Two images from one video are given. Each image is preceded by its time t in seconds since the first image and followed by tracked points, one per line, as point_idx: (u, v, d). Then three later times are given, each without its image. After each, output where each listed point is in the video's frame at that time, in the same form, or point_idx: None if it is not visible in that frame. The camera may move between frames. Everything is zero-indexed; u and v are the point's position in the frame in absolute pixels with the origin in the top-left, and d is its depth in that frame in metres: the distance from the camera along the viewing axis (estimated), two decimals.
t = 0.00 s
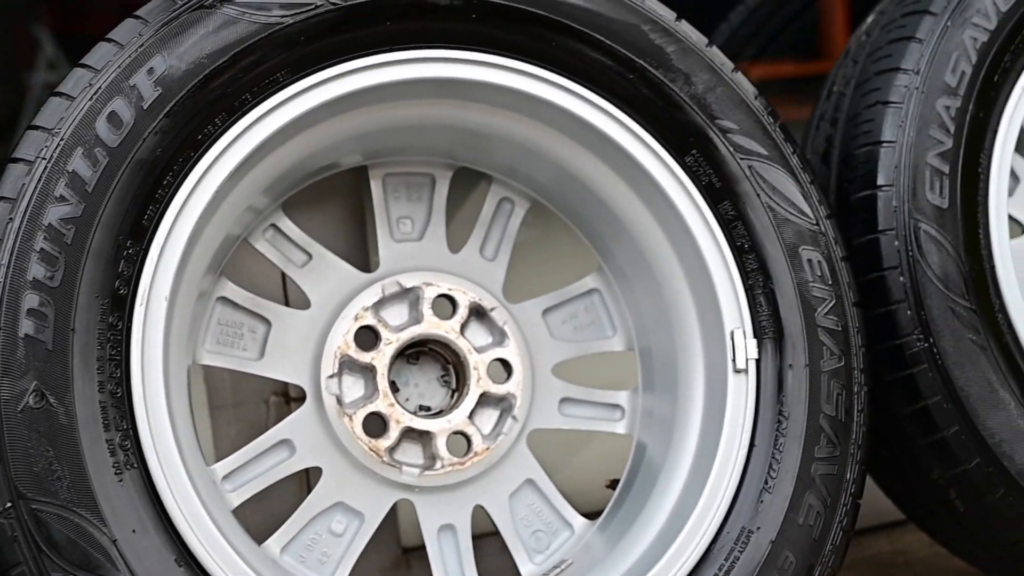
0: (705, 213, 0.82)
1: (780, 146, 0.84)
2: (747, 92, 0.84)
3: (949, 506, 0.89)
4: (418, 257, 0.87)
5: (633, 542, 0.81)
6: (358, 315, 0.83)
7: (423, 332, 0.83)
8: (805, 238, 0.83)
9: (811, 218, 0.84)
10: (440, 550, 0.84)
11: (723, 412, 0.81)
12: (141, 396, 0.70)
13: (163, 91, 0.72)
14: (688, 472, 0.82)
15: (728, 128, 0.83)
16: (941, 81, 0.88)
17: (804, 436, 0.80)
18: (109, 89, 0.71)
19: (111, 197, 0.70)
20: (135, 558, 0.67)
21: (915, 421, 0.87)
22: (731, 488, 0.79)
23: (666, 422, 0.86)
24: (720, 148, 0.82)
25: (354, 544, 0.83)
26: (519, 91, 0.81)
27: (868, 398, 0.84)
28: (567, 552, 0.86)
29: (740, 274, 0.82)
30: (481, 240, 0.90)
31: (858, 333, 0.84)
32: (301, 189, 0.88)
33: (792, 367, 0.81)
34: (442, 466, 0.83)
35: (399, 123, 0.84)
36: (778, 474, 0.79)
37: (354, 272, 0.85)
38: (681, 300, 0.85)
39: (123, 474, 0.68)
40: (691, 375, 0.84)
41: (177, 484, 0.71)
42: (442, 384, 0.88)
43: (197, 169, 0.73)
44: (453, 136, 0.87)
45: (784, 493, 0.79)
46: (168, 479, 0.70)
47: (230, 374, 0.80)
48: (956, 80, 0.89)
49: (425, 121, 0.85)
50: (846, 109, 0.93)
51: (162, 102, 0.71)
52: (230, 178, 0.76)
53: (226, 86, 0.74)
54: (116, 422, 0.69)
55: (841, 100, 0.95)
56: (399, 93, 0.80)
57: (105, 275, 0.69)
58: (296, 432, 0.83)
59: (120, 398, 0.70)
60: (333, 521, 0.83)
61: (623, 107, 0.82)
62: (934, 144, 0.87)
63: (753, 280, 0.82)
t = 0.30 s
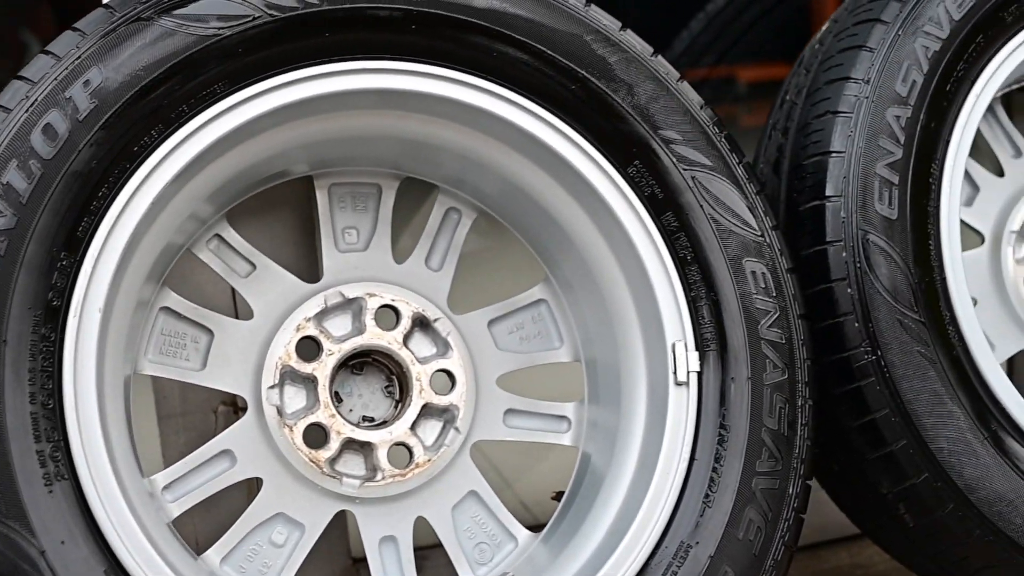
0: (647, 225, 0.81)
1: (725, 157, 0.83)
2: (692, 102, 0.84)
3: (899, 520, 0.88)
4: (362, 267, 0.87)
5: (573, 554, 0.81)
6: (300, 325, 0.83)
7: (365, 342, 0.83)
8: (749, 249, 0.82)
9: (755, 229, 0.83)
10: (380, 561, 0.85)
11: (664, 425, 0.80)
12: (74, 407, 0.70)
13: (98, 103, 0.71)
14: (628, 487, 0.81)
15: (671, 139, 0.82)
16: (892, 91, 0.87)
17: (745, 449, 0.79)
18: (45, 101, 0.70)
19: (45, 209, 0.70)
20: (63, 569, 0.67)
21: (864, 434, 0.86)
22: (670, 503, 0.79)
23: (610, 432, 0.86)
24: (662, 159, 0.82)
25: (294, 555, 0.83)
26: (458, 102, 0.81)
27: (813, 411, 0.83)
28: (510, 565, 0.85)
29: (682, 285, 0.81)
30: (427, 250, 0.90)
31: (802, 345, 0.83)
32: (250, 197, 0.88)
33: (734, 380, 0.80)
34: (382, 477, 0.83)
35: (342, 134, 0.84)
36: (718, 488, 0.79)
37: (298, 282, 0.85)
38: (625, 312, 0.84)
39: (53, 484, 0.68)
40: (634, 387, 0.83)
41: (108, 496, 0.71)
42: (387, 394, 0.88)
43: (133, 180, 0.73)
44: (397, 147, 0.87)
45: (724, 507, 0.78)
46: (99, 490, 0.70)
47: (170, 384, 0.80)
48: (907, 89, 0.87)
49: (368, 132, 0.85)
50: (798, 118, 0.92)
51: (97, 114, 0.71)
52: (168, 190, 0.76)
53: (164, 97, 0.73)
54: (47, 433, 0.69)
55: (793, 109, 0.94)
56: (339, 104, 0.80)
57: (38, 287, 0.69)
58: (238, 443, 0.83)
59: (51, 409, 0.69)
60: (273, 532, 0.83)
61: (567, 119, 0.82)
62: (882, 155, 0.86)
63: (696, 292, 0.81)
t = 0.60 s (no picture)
0: (585, 232, 0.80)
1: (665, 164, 0.82)
2: (632, 108, 0.82)
3: (844, 530, 0.87)
4: (300, 274, 0.87)
5: (507, 563, 0.80)
6: (235, 333, 0.83)
7: (301, 350, 0.82)
8: (688, 256, 0.81)
9: (695, 236, 0.81)
10: (315, 571, 0.84)
11: (599, 433, 0.79)
12: None
13: (25, 110, 0.70)
14: (564, 496, 0.80)
15: (610, 145, 0.81)
16: (836, 98, 0.86)
17: (681, 459, 0.78)
18: None
19: None
20: None
21: (806, 443, 0.85)
22: (604, 513, 0.77)
23: (547, 437, 0.85)
24: (601, 165, 0.80)
25: (227, 565, 0.82)
26: (393, 107, 0.79)
27: (753, 420, 0.81)
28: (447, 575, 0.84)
29: (620, 294, 0.80)
30: (367, 258, 0.89)
31: (743, 354, 0.81)
32: (191, 201, 0.88)
33: (671, 390, 0.79)
34: (317, 487, 0.82)
35: (278, 139, 0.83)
36: (654, 498, 0.77)
37: (235, 290, 0.85)
38: (564, 321, 0.83)
39: None
40: (572, 395, 0.82)
41: (30, 511, 0.68)
42: (325, 402, 0.87)
43: (61, 187, 0.71)
44: (336, 153, 0.86)
45: (659, 517, 0.77)
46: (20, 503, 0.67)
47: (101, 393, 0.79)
48: (851, 96, 0.86)
49: (304, 138, 0.83)
50: (744, 124, 0.90)
51: (23, 120, 0.70)
52: (98, 198, 0.74)
53: (92, 103, 0.72)
54: None
55: (740, 115, 0.92)
56: (272, 110, 0.79)
57: None
58: (171, 451, 0.82)
59: None
60: (207, 541, 0.82)
61: (505, 126, 0.80)
62: (826, 162, 0.85)
63: (634, 300, 0.80)
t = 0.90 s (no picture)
0: (519, 235, 0.79)
1: (603, 167, 0.80)
2: (569, 110, 0.81)
3: (785, 536, 0.86)
4: (234, 279, 0.85)
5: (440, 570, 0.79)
6: (166, 338, 0.81)
7: (233, 356, 0.81)
8: (625, 261, 0.79)
9: (632, 240, 0.80)
10: None
11: (533, 439, 0.77)
12: None
13: None
14: (497, 503, 0.79)
15: (545, 148, 0.79)
16: (777, 101, 0.84)
17: (615, 465, 0.76)
18: None
19: None
20: None
21: (745, 449, 0.84)
22: (536, 520, 0.76)
23: (484, 442, 0.84)
24: (536, 169, 0.79)
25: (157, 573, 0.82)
26: (324, 109, 0.77)
27: (690, 427, 0.80)
28: None
29: (555, 299, 0.78)
30: (304, 262, 0.88)
31: (680, 359, 0.80)
32: (118, 208, 0.87)
33: (605, 396, 0.77)
34: (249, 494, 0.81)
35: (209, 142, 0.80)
36: (587, 504, 0.76)
37: (167, 294, 0.83)
38: (500, 325, 0.81)
39: None
40: (507, 401, 0.81)
41: None
42: (260, 408, 0.86)
43: None
44: (270, 157, 0.84)
45: (592, 524, 0.76)
46: None
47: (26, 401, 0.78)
48: (793, 100, 0.84)
49: (235, 141, 0.81)
50: (687, 127, 0.89)
51: None
52: (20, 202, 0.72)
53: (11, 105, 0.69)
54: None
55: (684, 118, 0.91)
56: (200, 111, 0.76)
57: None
58: (99, 458, 0.80)
59: None
60: (136, 549, 0.81)
61: (439, 129, 0.79)
62: (767, 166, 0.83)
63: (568, 304, 0.79)
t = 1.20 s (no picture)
0: (454, 236, 0.78)
1: (540, 168, 0.80)
2: (506, 110, 0.80)
3: (728, 540, 0.85)
4: (169, 281, 0.84)
5: None
6: (97, 341, 0.80)
7: (167, 359, 0.80)
8: (562, 262, 0.78)
9: (570, 242, 0.79)
10: None
11: (467, 443, 0.76)
12: None
13: None
14: (432, 507, 0.77)
15: (481, 148, 0.78)
16: (720, 101, 0.83)
17: (549, 469, 0.75)
18: None
19: None
20: None
21: (687, 452, 0.83)
22: (469, 524, 0.75)
23: (421, 445, 0.82)
24: (471, 169, 0.78)
25: None
26: (256, 108, 0.76)
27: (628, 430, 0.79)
28: None
29: (490, 300, 0.78)
30: (241, 264, 0.87)
31: (618, 362, 0.79)
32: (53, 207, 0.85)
33: (539, 399, 0.76)
34: (181, 499, 0.79)
35: (140, 141, 0.79)
36: (521, 508, 0.75)
37: (100, 296, 0.82)
38: (436, 327, 0.80)
39: None
40: (444, 404, 0.79)
41: None
42: (196, 411, 0.84)
43: None
44: (204, 156, 0.82)
45: (526, 528, 0.74)
46: None
47: None
48: (736, 100, 0.83)
49: (167, 140, 0.79)
50: (631, 128, 0.88)
51: None
52: None
53: None
54: None
55: (628, 118, 0.90)
56: (128, 110, 0.74)
57: None
58: (27, 463, 0.79)
59: None
60: (67, 556, 0.80)
61: (373, 129, 0.78)
62: (709, 166, 0.82)
63: (504, 306, 0.78)
